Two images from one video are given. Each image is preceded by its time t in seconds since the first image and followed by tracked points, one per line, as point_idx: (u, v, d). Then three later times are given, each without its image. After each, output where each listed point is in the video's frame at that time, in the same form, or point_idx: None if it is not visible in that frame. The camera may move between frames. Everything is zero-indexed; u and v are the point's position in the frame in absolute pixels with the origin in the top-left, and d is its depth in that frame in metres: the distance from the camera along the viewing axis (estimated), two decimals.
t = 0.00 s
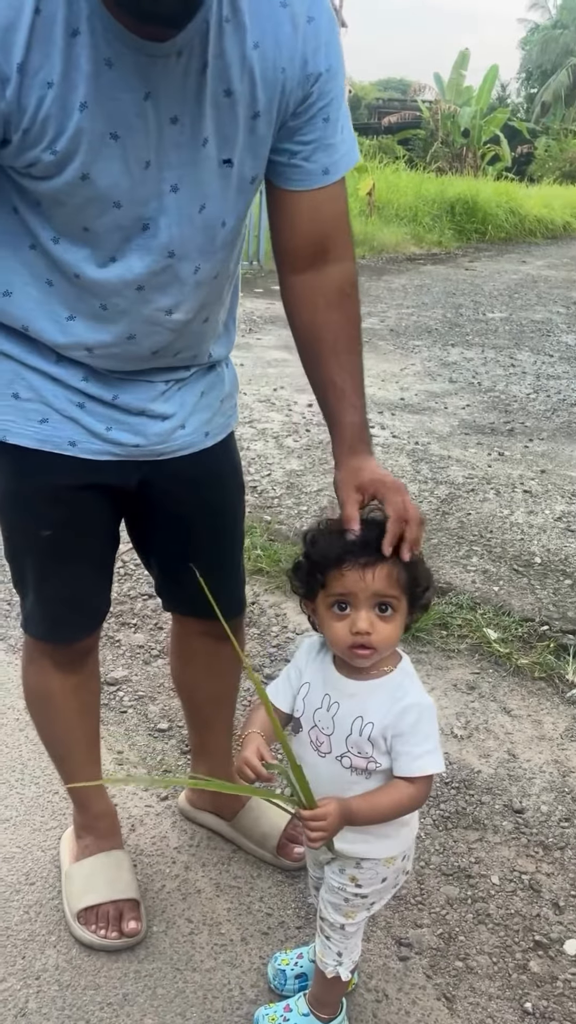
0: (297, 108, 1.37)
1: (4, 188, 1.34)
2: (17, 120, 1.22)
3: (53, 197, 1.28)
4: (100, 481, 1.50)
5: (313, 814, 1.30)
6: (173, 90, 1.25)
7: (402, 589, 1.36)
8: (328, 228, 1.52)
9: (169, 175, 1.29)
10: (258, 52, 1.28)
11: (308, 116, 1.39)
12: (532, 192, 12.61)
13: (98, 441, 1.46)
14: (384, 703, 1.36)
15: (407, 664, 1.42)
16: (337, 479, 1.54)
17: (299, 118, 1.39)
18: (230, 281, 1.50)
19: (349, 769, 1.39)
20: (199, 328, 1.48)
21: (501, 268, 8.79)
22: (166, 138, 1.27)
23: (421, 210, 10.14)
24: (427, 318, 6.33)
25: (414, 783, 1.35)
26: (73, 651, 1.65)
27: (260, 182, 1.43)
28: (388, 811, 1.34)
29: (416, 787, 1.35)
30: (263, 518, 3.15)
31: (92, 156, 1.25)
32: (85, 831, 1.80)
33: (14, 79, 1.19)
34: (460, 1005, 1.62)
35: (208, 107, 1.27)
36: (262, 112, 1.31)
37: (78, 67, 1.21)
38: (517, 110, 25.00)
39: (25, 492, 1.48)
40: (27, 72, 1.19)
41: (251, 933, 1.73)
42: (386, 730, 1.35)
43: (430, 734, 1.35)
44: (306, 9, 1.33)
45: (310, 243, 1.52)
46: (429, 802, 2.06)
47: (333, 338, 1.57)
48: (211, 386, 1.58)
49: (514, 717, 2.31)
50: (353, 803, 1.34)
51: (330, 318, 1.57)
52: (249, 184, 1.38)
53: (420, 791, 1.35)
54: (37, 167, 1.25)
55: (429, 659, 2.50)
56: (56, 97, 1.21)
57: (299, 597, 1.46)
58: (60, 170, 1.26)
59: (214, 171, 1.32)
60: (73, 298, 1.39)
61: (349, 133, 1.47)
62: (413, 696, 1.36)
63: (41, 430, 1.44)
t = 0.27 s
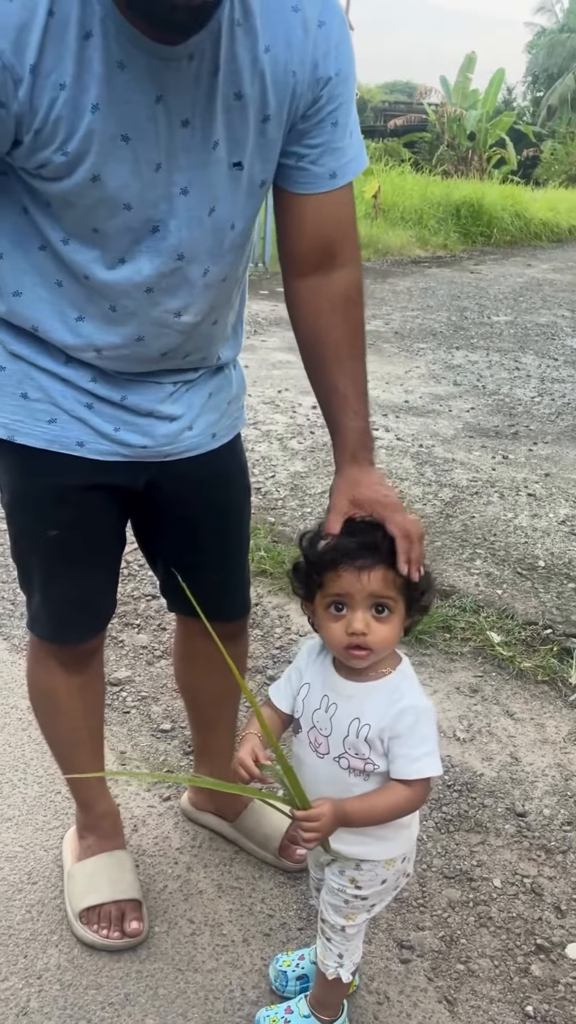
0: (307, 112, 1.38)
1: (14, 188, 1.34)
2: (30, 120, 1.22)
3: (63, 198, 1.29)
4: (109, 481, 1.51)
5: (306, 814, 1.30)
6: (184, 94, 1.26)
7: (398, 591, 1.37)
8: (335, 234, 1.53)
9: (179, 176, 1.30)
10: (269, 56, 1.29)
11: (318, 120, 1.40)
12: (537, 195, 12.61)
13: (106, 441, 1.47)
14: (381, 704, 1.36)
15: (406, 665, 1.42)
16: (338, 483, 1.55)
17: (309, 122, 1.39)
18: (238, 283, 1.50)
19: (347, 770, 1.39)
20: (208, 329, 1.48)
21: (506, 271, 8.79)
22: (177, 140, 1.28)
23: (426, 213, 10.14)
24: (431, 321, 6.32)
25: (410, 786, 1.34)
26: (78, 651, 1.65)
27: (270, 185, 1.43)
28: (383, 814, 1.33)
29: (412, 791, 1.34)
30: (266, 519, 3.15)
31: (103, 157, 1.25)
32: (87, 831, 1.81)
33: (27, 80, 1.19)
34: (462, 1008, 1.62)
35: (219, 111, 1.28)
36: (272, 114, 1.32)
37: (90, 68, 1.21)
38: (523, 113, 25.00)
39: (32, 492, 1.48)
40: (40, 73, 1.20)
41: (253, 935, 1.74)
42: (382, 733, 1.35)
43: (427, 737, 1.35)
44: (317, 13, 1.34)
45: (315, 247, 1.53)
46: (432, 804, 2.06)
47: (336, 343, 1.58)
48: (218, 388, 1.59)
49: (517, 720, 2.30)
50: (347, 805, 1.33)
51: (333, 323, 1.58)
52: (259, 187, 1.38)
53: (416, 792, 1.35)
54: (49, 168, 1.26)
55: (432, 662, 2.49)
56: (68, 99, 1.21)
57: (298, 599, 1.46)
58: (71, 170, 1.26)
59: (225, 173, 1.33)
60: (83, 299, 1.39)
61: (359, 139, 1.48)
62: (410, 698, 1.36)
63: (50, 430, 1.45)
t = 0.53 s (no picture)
0: (311, 112, 1.38)
1: (21, 188, 1.35)
2: (37, 121, 1.22)
3: (70, 198, 1.29)
4: (113, 481, 1.51)
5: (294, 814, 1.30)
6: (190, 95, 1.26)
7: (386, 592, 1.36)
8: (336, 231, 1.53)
9: (185, 177, 1.30)
10: (275, 57, 1.29)
11: (322, 120, 1.41)
12: (541, 197, 12.61)
13: (111, 441, 1.47)
14: (372, 704, 1.36)
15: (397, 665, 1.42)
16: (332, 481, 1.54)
17: (313, 122, 1.40)
18: (242, 284, 1.51)
19: (338, 769, 1.40)
20: (213, 330, 1.49)
21: (509, 273, 8.79)
22: (183, 140, 1.28)
23: (429, 214, 10.15)
24: (434, 322, 6.33)
25: (399, 786, 1.34)
26: (81, 651, 1.66)
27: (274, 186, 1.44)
28: (373, 814, 1.34)
29: (401, 791, 1.35)
30: (268, 520, 3.15)
31: (110, 158, 1.26)
32: (89, 830, 1.81)
33: (35, 81, 1.20)
34: (461, 1009, 1.62)
35: (225, 113, 1.29)
36: (277, 116, 1.33)
37: (98, 69, 1.22)
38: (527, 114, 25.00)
39: (36, 492, 1.48)
40: (48, 75, 1.20)
41: (253, 934, 1.74)
42: (373, 732, 1.35)
43: (417, 737, 1.35)
44: (322, 14, 1.34)
45: (317, 246, 1.53)
46: (432, 805, 2.06)
47: (335, 342, 1.57)
48: (222, 389, 1.59)
49: (517, 721, 2.31)
50: (336, 805, 1.34)
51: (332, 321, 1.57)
52: (264, 187, 1.39)
53: (405, 792, 1.35)
54: (56, 169, 1.26)
55: (433, 663, 2.50)
56: (76, 100, 1.22)
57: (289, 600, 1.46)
58: (77, 171, 1.26)
59: (230, 174, 1.33)
60: (89, 298, 1.39)
61: (362, 140, 1.48)
62: (400, 698, 1.36)
63: (55, 430, 1.45)
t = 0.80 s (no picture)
0: (315, 104, 1.39)
1: (23, 186, 1.35)
2: (38, 116, 1.23)
3: (72, 194, 1.30)
4: (117, 481, 1.52)
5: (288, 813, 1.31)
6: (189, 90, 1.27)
7: (356, 593, 1.33)
8: (341, 215, 1.55)
9: (187, 170, 1.31)
10: (275, 48, 1.30)
11: (324, 111, 1.41)
12: (544, 199, 12.61)
13: (114, 441, 1.47)
14: (360, 702, 1.36)
15: (387, 665, 1.40)
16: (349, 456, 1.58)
17: (318, 113, 1.41)
18: (245, 280, 1.51)
19: (329, 766, 1.40)
20: (215, 323, 1.49)
21: (512, 275, 8.79)
22: (185, 132, 1.28)
23: (432, 215, 10.15)
24: (437, 324, 6.33)
25: (389, 783, 1.35)
26: (83, 650, 1.66)
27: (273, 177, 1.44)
28: (364, 811, 1.34)
29: (392, 788, 1.35)
30: (270, 520, 3.16)
31: (111, 151, 1.26)
32: (91, 828, 1.81)
33: (35, 76, 1.20)
34: (461, 1009, 1.62)
35: (226, 104, 1.29)
36: (278, 107, 1.34)
37: (97, 63, 1.22)
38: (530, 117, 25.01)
39: (40, 491, 1.49)
40: (47, 69, 1.21)
41: (254, 934, 1.74)
42: (362, 729, 1.35)
43: (407, 734, 1.35)
44: (321, 4, 1.35)
45: (323, 228, 1.55)
46: (433, 805, 2.06)
47: (343, 321, 1.61)
48: (226, 388, 1.59)
49: (518, 723, 2.31)
50: (328, 803, 1.34)
51: (338, 303, 1.60)
52: (266, 178, 1.39)
53: (395, 789, 1.35)
54: (57, 164, 1.27)
55: (435, 664, 2.50)
56: (76, 94, 1.22)
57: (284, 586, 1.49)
58: (79, 166, 1.27)
59: (233, 165, 1.33)
60: (93, 297, 1.40)
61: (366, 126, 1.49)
62: (389, 695, 1.35)
63: (58, 429, 1.46)
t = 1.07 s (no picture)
0: (308, 90, 1.40)
1: (22, 187, 1.35)
2: (34, 113, 1.23)
3: (71, 192, 1.30)
4: (122, 481, 1.52)
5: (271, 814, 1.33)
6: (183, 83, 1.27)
7: (327, 612, 1.30)
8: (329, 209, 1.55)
9: (185, 161, 1.31)
10: (266, 33, 1.31)
11: (316, 97, 1.42)
12: (546, 200, 12.61)
13: (117, 441, 1.47)
14: (352, 708, 1.36)
15: (386, 673, 1.40)
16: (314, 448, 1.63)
17: (310, 100, 1.41)
18: (243, 270, 1.51)
19: (320, 767, 1.40)
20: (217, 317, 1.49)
21: (515, 276, 8.80)
22: (181, 123, 1.29)
23: (435, 216, 10.16)
24: (439, 324, 6.33)
25: (379, 789, 1.35)
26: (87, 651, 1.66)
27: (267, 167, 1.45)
28: (355, 814, 1.34)
29: (381, 794, 1.35)
30: (273, 520, 3.16)
31: (109, 144, 1.26)
32: (93, 828, 1.82)
33: (29, 73, 1.20)
34: (464, 1010, 1.62)
35: (221, 91, 1.29)
36: (272, 94, 1.34)
37: (90, 57, 1.22)
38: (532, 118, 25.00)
39: (44, 493, 1.49)
40: (41, 65, 1.21)
41: (256, 934, 1.74)
42: (353, 735, 1.35)
43: (398, 742, 1.34)
44: None
45: (309, 220, 1.55)
46: (436, 806, 2.06)
47: (325, 314, 1.61)
48: (229, 388, 1.59)
49: (521, 723, 2.31)
50: (314, 806, 1.35)
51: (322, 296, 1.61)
52: (261, 163, 1.40)
53: (386, 796, 1.35)
54: (54, 161, 1.27)
55: (437, 664, 2.50)
56: (70, 88, 1.22)
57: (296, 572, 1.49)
58: (77, 163, 1.27)
59: (230, 153, 1.34)
60: (96, 296, 1.40)
61: (355, 110, 1.49)
62: (381, 705, 1.35)
63: (62, 432, 1.45)
